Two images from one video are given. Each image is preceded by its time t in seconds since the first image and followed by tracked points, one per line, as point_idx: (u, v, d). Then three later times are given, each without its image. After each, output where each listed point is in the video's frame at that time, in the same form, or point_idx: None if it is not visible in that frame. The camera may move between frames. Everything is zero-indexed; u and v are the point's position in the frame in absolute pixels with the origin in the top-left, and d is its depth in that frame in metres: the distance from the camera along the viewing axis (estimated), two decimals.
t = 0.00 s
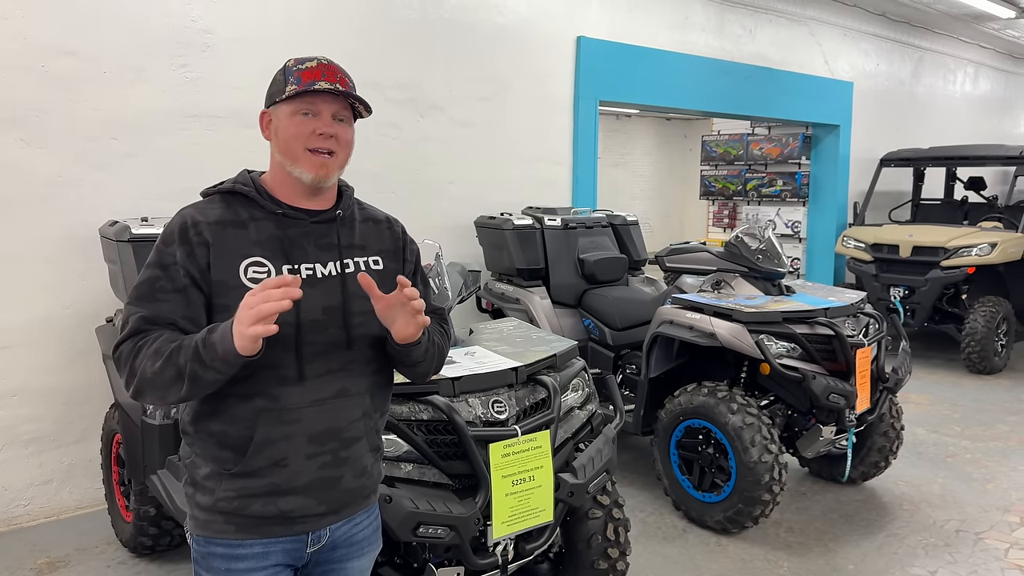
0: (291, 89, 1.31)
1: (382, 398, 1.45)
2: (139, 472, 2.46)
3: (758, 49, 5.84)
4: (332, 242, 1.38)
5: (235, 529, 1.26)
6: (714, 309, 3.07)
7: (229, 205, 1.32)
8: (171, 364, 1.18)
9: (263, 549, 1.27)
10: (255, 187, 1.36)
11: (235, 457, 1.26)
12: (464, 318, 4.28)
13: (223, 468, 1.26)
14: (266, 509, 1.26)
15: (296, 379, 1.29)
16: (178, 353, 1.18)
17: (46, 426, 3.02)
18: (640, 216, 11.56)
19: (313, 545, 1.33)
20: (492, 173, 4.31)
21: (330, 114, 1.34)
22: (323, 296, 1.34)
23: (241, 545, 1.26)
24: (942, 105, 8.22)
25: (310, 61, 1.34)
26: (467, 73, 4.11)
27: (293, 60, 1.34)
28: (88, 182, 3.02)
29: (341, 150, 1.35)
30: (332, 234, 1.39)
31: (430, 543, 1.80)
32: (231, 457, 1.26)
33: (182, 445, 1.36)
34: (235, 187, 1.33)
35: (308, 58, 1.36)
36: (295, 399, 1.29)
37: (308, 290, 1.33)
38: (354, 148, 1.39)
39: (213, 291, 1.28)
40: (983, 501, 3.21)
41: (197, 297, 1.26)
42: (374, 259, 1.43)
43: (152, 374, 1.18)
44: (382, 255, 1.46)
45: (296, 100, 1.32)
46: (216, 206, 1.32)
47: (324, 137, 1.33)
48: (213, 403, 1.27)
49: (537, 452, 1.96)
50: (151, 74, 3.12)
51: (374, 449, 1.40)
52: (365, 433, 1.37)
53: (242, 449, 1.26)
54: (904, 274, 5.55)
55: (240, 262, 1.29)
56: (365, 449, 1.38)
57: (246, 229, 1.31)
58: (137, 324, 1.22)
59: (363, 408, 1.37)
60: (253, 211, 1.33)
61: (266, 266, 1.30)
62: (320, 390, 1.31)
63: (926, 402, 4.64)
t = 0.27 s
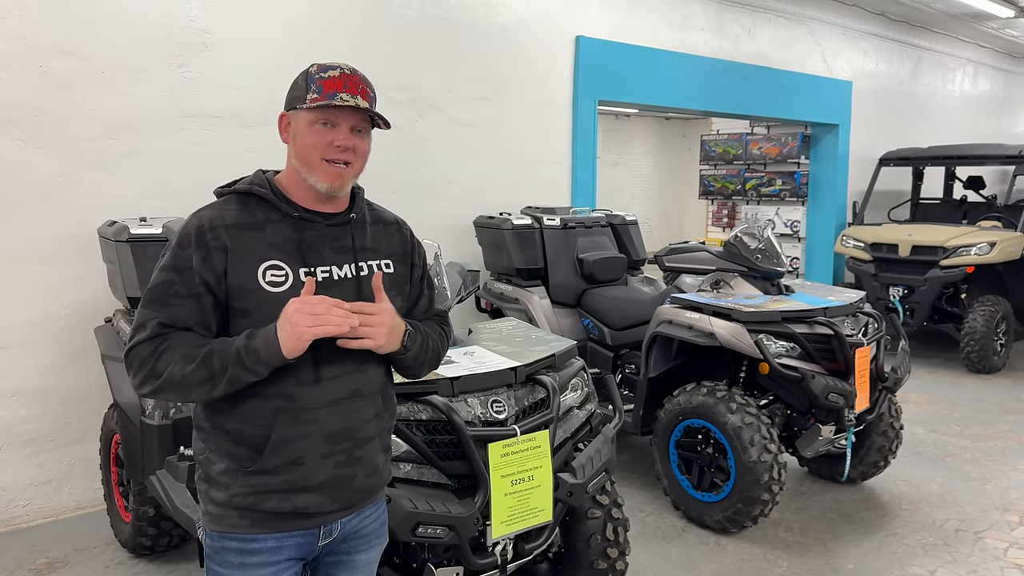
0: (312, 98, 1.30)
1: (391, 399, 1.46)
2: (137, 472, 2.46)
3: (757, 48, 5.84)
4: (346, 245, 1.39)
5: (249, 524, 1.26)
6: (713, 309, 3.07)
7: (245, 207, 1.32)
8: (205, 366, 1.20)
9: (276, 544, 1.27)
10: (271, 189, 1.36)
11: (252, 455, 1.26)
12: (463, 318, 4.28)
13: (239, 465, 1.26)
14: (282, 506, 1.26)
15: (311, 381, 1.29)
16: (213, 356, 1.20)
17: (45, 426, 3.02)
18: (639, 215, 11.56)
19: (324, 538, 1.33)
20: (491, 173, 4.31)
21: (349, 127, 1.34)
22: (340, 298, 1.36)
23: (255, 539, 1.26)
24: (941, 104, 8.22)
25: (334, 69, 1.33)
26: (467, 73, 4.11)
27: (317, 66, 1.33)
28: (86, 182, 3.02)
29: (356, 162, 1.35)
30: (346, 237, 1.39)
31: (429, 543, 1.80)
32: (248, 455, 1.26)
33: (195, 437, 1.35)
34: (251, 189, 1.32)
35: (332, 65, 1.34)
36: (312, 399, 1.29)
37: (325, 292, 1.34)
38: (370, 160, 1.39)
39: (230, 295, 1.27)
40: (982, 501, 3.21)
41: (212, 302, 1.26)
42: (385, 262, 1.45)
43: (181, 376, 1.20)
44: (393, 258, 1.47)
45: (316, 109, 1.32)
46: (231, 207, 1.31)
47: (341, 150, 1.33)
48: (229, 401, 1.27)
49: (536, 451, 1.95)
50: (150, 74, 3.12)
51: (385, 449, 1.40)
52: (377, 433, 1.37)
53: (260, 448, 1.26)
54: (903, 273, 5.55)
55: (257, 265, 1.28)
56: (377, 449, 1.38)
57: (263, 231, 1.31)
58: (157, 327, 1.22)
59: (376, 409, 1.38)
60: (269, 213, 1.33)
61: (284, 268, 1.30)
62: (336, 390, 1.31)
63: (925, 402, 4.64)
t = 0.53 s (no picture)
0: (315, 100, 1.30)
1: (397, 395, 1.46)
2: (136, 472, 2.46)
3: (756, 48, 5.84)
4: (354, 243, 1.39)
5: (260, 519, 1.25)
6: (712, 308, 3.07)
7: (253, 207, 1.31)
8: (218, 377, 1.19)
9: (287, 540, 1.27)
10: (280, 189, 1.36)
11: (263, 451, 1.26)
12: (462, 317, 4.28)
13: (251, 461, 1.26)
14: (293, 500, 1.25)
15: (320, 377, 1.29)
16: (226, 366, 1.19)
17: (43, 426, 3.02)
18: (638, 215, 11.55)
19: (334, 533, 1.33)
20: (490, 173, 4.31)
21: (352, 126, 1.33)
22: (348, 295, 1.36)
23: (266, 535, 1.26)
24: (940, 103, 8.23)
25: (337, 70, 1.33)
26: (465, 73, 4.11)
27: (319, 68, 1.33)
28: (85, 181, 3.02)
29: (362, 160, 1.35)
30: (353, 235, 1.40)
31: (427, 543, 1.80)
32: (259, 451, 1.26)
33: (205, 436, 1.35)
34: (259, 189, 1.32)
35: (335, 66, 1.34)
36: (322, 394, 1.28)
37: (334, 289, 1.34)
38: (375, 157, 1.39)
39: (242, 294, 1.27)
40: (982, 500, 3.21)
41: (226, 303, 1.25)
42: (391, 260, 1.45)
43: (196, 385, 1.19)
44: (398, 257, 1.47)
45: (320, 111, 1.32)
46: (240, 207, 1.31)
47: (347, 149, 1.33)
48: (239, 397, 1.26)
49: (535, 451, 1.95)
50: (148, 74, 3.12)
51: (392, 444, 1.40)
52: (384, 428, 1.37)
53: (271, 444, 1.26)
54: (902, 272, 5.55)
55: (268, 263, 1.28)
56: (385, 444, 1.38)
57: (272, 231, 1.31)
58: (175, 331, 1.21)
59: (383, 404, 1.38)
60: (277, 213, 1.33)
61: (294, 266, 1.30)
62: (346, 386, 1.31)
63: (924, 401, 4.64)
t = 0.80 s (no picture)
0: (298, 101, 1.31)
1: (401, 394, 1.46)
2: (135, 473, 2.46)
3: (755, 47, 5.84)
4: (358, 243, 1.38)
5: (267, 518, 1.25)
6: (711, 308, 3.07)
7: (258, 208, 1.31)
8: (221, 388, 1.19)
9: (293, 538, 1.27)
10: (284, 191, 1.35)
11: (269, 450, 1.26)
12: (462, 317, 4.28)
13: (257, 459, 1.26)
14: (299, 499, 1.25)
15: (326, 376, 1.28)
16: (229, 378, 1.19)
17: (42, 427, 3.01)
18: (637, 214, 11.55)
19: (340, 532, 1.32)
20: (489, 172, 4.31)
21: (339, 121, 1.33)
22: (353, 294, 1.35)
23: (273, 533, 1.26)
24: (939, 103, 8.23)
25: (315, 68, 1.33)
26: (465, 73, 4.10)
27: (298, 71, 1.34)
28: (84, 182, 3.01)
29: (355, 154, 1.35)
30: (357, 236, 1.39)
31: (427, 543, 1.80)
32: (265, 450, 1.26)
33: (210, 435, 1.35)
34: (263, 190, 1.32)
35: (314, 65, 1.34)
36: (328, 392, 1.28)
37: (338, 289, 1.33)
38: (368, 150, 1.38)
39: (248, 294, 1.27)
40: (981, 499, 3.21)
41: (231, 303, 1.25)
42: (395, 261, 1.44)
43: (200, 392, 1.19)
44: (403, 257, 1.46)
45: (304, 111, 1.32)
46: (245, 208, 1.31)
47: (337, 144, 1.32)
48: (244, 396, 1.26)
49: (535, 451, 1.95)
50: (147, 74, 3.11)
51: (397, 443, 1.40)
52: (389, 427, 1.37)
53: (277, 442, 1.26)
54: (901, 271, 5.55)
55: (273, 263, 1.28)
56: (390, 442, 1.38)
57: (277, 231, 1.30)
58: (180, 333, 1.22)
59: (388, 403, 1.39)
60: (282, 213, 1.32)
61: (299, 266, 1.30)
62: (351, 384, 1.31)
63: (923, 400, 4.64)
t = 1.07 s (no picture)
0: (282, 105, 1.31)
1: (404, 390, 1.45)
2: (134, 473, 2.46)
3: (755, 47, 5.84)
4: (357, 241, 1.38)
5: (271, 516, 1.25)
6: (711, 307, 3.07)
7: (256, 210, 1.32)
8: (222, 390, 1.19)
9: (297, 537, 1.27)
10: (281, 192, 1.36)
11: (273, 448, 1.26)
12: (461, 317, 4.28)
13: (261, 458, 1.26)
14: (302, 495, 1.25)
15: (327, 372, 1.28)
16: (229, 380, 1.19)
17: (42, 427, 3.01)
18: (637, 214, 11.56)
19: (344, 530, 1.32)
20: (489, 172, 4.31)
21: (324, 117, 1.33)
22: (352, 291, 1.34)
23: (276, 531, 1.26)
24: (938, 102, 8.23)
25: (291, 72, 1.33)
26: (464, 72, 4.10)
27: (276, 77, 1.34)
28: (83, 181, 3.01)
29: (345, 148, 1.34)
30: (355, 234, 1.38)
31: (426, 543, 1.80)
32: (269, 448, 1.26)
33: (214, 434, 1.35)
34: (259, 192, 1.32)
35: (290, 69, 1.34)
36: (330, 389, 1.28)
37: (337, 287, 1.32)
38: (358, 143, 1.38)
39: (247, 294, 1.27)
40: (981, 498, 3.21)
41: (231, 304, 1.25)
42: (395, 258, 1.43)
43: (202, 394, 1.20)
44: (402, 254, 1.45)
45: (289, 114, 1.32)
46: (243, 210, 1.31)
47: (326, 141, 1.32)
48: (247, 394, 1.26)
49: (534, 451, 1.95)
50: (147, 74, 3.11)
51: (401, 439, 1.40)
52: (392, 423, 1.37)
53: (280, 440, 1.26)
54: (900, 271, 5.55)
55: (271, 263, 1.28)
56: (393, 439, 1.37)
57: (275, 232, 1.30)
58: (182, 335, 1.22)
59: (390, 399, 1.37)
60: (280, 214, 1.33)
61: (297, 265, 1.29)
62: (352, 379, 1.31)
63: (923, 400, 4.64)
